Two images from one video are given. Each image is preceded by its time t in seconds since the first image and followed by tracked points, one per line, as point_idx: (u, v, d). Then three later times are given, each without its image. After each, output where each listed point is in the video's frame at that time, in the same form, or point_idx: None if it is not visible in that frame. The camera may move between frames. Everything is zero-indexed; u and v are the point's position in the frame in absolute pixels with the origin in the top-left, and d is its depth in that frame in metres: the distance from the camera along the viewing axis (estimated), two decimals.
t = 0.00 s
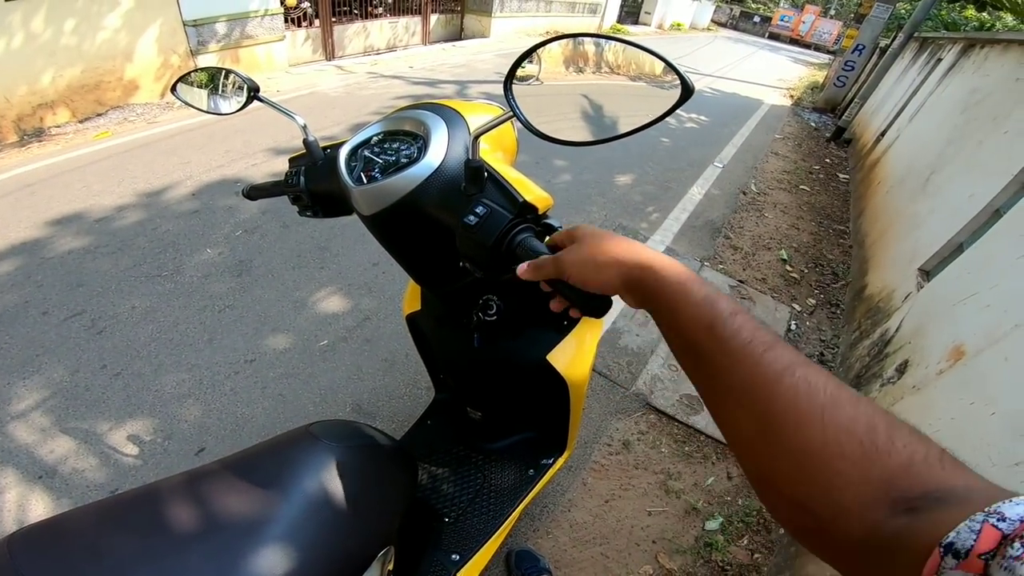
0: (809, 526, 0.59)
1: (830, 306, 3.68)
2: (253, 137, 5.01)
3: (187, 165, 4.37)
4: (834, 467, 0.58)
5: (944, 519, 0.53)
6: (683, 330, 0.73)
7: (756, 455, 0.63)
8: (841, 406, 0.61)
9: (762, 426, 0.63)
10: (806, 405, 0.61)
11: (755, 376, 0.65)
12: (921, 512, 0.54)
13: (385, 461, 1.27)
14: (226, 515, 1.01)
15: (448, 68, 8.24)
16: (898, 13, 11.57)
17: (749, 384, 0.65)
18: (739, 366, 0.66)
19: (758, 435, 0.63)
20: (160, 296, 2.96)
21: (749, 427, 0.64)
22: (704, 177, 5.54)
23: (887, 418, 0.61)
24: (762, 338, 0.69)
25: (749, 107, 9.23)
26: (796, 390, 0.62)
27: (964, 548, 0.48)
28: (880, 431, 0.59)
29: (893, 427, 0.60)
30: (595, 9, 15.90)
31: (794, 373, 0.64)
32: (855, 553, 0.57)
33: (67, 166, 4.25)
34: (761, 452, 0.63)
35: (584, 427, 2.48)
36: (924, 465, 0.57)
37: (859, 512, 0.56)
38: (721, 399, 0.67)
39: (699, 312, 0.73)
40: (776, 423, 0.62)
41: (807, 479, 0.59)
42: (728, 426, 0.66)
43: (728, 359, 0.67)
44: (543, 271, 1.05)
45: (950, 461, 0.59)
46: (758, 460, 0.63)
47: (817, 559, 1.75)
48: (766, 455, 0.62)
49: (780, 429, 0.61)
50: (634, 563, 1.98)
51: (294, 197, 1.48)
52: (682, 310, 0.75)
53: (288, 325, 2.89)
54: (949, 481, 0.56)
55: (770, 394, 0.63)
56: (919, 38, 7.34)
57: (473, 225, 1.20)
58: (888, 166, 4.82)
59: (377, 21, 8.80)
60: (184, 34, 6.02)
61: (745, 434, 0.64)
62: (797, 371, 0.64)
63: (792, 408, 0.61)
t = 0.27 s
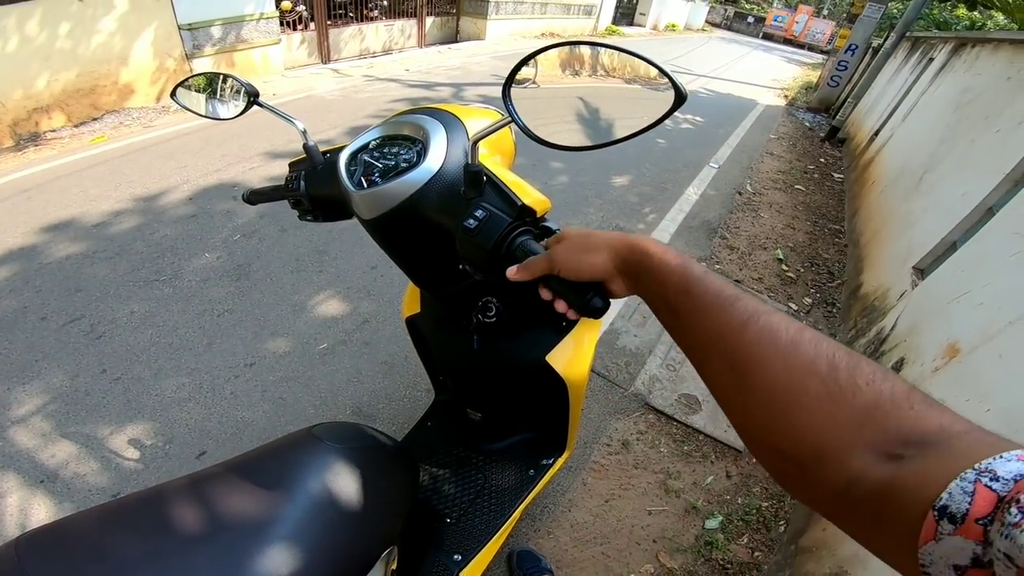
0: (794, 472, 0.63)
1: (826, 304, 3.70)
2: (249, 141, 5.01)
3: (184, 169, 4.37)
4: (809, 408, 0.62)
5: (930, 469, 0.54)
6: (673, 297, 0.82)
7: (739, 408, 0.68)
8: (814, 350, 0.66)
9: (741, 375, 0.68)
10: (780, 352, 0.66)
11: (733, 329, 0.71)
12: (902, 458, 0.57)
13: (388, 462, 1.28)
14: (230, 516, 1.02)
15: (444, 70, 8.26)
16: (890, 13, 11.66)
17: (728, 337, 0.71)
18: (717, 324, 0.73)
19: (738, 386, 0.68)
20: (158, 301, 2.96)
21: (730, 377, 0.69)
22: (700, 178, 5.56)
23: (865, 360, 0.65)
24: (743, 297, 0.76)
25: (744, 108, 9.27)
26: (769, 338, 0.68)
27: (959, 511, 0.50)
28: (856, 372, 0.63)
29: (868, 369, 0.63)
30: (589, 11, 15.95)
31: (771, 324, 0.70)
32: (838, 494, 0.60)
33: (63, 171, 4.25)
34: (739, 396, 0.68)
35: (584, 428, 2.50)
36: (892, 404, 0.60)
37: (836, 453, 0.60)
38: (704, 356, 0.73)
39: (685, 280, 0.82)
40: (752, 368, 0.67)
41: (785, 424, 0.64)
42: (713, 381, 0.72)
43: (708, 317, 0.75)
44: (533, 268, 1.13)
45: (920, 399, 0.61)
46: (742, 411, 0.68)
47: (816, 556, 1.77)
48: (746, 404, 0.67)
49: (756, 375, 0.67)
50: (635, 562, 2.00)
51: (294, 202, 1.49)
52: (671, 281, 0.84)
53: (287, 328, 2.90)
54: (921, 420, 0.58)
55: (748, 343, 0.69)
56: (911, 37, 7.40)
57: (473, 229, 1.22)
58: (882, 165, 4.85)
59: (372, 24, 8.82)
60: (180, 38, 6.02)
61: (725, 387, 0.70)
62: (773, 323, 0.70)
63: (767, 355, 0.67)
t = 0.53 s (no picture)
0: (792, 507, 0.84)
1: (825, 308, 3.72)
2: (250, 145, 5.03)
3: (185, 173, 4.38)
4: (808, 453, 0.85)
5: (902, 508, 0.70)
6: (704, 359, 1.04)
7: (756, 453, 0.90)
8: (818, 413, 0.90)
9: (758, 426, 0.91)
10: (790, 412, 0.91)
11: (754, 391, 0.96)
12: (885, 500, 0.74)
13: (396, 464, 1.29)
14: (241, 518, 1.03)
15: (444, 75, 8.29)
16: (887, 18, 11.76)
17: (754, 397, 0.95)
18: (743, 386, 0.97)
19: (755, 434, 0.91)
20: (161, 305, 2.96)
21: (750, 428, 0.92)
22: (700, 182, 5.59)
23: (856, 423, 0.88)
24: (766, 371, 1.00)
25: (742, 112, 9.32)
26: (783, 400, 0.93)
27: (932, 537, 0.60)
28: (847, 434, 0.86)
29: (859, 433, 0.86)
30: (588, 16, 16.03)
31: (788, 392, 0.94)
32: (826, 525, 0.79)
33: (65, 175, 4.26)
34: (759, 435, 0.91)
35: (586, 431, 2.51)
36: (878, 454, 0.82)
37: (829, 491, 0.80)
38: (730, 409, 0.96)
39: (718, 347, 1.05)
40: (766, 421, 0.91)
41: (791, 463, 0.86)
42: (725, 432, 0.95)
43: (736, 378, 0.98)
44: (599, 267, 1.15)
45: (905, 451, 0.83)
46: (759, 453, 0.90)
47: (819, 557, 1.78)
48: (761, 448, 0.90)
49: (774, 426, 0.90)
50: (638, 564, 2.01)
51: (303, 206, 1.51)
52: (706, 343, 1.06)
53: (290, 333, 2.91)
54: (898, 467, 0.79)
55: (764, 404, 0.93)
56: (908, 41, 7.45)
57: (483, 233, 1.25)
58: (880, 169, 4.88)
59: (372, 29, 8.85)
60: (181, 43, 6.04)
61: (742, 434, 0.92)
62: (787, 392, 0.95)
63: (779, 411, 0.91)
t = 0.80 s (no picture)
0: (793, 494, 0.65)
1: (824, 311, 3.73)
2: (250, 146, 5.03)
3: (185, 174, 4.39)
4: (813, 429, 0.65)
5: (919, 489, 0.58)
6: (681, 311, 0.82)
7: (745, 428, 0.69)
8: (823, 372, 0.69)
9: (749, 395, 0.70)
10: (788, 374, 0.69)
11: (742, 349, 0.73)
12: (898, 479, 0.60)
13: (394, 463, 1.29)
14: (238, 515, 1.03)
15: (445, 77, 8.32)
16: (886, 23, 11.81)
17: (743, 355, 0.72)
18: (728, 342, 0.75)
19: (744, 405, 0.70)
20: (159, 305, 2.96)
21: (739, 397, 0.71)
22: (699, 185, 5.60)
23: (863, 388, 0.68)
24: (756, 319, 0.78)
25: (742, 115, 9.34)
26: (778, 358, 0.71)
27: (943, 520, 0.53)
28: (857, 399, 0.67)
29: (871, 399, 0.67)
30: (589, 20, 16.08)
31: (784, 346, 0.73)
32: (835, 513, 0.62)
33: (65, 174, 4.26)
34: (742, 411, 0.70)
35: (585, 433, 2.51)
36: (893, 428, 0.64)
37: (837, 474, 0.63)
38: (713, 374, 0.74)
39: (696, 293, 0.82)
40: (758, 387, 0.69)
41: (792, 441, 0.66)
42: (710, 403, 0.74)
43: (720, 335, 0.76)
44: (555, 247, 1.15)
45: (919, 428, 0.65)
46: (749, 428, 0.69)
47: (817, 559, 1.78)
48: (750, 423, 0.69)
49: (768, 394, 0.68)
50: (636, 566, 2.00)
51: (303, 204, 1.51)
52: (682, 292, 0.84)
53: (289, 333, 2.90)
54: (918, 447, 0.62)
55: (755, 364, 0.71)
56: (907, 45, 7.48)
57: (482, 231, 1.25)
58: (879, 172, 4.90)
59: (374, 31, 8.88)
60: (182, 44, 6.05)
61: (728, 405, 0.72)
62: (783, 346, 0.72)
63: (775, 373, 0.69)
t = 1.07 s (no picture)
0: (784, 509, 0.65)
1: (820, 312, 3.74)
2: (248, 145, 5.02)
3: (183, 173, 4.38)
4: (785, 457, 0.63)
5: (902, 493, 0.57)
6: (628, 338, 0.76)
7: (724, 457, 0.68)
8: (783, 393, 0.64)
9: (718, 428, 0.67)
10: (750, 403, 0.65)
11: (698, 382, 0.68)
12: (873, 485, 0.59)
13: (392, 462, 1.29)
14: (234, 514, 1.03)
15: (443, 78, 8.32)
16: (882, 26, 11.88)
17: (700, 387, 0.68)
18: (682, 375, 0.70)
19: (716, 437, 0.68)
20: (156, 304, 2.95)
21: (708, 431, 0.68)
22: (696, 187, 5.61)
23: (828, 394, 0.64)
24: (707, 332, 0.72)
25: (739, 117, 9.37)
26: (738, 384, 0.66)
27: (931, 537, 0.52)
28: (823, 411, 0.63)
29: (835, 407, 0.63)
30: (587, 20, 16.09)
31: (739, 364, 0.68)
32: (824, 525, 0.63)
33: (61, 173, 4.25)
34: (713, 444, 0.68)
35: (582, 433, 2.51)
36: (863, 435, 0.61)
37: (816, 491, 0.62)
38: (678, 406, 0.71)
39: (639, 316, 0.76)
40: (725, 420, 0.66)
41: (769, 470, 0.64)
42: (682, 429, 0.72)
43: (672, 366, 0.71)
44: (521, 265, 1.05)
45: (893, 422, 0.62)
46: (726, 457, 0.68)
47: (814, 559, 1.78)
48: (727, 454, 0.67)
49: (735, 428, 0.66)
50: (634, 566, 2.00)
51: (302, 203, 1.51)
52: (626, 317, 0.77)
53: (286, 333, 2.90)
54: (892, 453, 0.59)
55: (714, 397, 0.67)
56: (904, 48, 7.52)
57: (482, 229, 1.25)
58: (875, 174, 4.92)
59: (372, 31, 8.88)
60: (181, 43, 6.04)
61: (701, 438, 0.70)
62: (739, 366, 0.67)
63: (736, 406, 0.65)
